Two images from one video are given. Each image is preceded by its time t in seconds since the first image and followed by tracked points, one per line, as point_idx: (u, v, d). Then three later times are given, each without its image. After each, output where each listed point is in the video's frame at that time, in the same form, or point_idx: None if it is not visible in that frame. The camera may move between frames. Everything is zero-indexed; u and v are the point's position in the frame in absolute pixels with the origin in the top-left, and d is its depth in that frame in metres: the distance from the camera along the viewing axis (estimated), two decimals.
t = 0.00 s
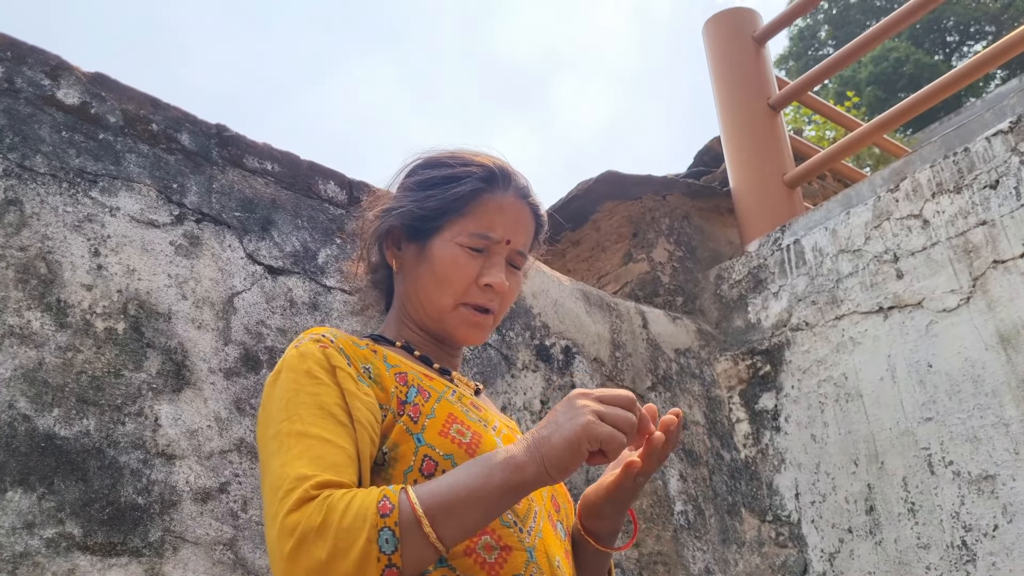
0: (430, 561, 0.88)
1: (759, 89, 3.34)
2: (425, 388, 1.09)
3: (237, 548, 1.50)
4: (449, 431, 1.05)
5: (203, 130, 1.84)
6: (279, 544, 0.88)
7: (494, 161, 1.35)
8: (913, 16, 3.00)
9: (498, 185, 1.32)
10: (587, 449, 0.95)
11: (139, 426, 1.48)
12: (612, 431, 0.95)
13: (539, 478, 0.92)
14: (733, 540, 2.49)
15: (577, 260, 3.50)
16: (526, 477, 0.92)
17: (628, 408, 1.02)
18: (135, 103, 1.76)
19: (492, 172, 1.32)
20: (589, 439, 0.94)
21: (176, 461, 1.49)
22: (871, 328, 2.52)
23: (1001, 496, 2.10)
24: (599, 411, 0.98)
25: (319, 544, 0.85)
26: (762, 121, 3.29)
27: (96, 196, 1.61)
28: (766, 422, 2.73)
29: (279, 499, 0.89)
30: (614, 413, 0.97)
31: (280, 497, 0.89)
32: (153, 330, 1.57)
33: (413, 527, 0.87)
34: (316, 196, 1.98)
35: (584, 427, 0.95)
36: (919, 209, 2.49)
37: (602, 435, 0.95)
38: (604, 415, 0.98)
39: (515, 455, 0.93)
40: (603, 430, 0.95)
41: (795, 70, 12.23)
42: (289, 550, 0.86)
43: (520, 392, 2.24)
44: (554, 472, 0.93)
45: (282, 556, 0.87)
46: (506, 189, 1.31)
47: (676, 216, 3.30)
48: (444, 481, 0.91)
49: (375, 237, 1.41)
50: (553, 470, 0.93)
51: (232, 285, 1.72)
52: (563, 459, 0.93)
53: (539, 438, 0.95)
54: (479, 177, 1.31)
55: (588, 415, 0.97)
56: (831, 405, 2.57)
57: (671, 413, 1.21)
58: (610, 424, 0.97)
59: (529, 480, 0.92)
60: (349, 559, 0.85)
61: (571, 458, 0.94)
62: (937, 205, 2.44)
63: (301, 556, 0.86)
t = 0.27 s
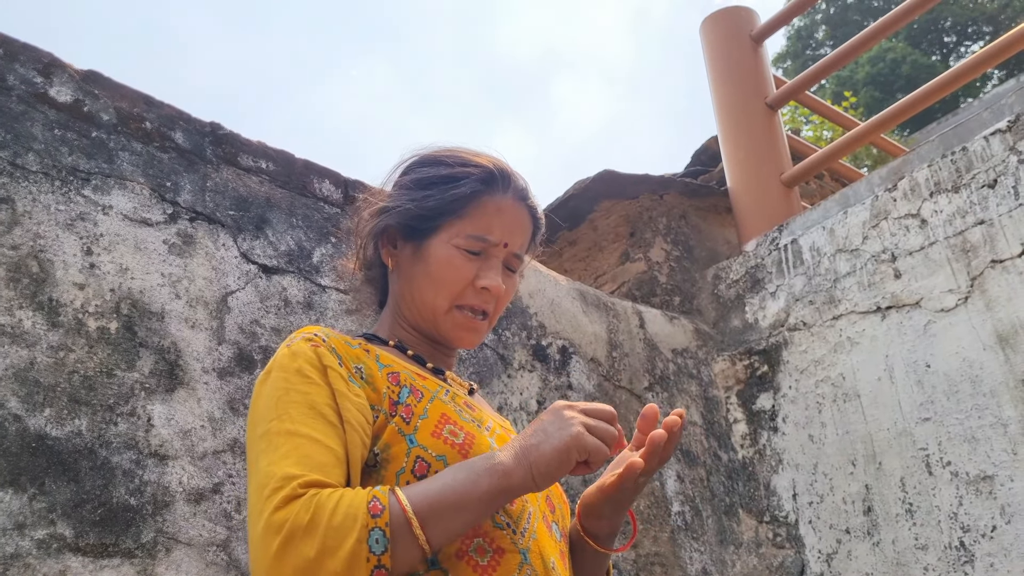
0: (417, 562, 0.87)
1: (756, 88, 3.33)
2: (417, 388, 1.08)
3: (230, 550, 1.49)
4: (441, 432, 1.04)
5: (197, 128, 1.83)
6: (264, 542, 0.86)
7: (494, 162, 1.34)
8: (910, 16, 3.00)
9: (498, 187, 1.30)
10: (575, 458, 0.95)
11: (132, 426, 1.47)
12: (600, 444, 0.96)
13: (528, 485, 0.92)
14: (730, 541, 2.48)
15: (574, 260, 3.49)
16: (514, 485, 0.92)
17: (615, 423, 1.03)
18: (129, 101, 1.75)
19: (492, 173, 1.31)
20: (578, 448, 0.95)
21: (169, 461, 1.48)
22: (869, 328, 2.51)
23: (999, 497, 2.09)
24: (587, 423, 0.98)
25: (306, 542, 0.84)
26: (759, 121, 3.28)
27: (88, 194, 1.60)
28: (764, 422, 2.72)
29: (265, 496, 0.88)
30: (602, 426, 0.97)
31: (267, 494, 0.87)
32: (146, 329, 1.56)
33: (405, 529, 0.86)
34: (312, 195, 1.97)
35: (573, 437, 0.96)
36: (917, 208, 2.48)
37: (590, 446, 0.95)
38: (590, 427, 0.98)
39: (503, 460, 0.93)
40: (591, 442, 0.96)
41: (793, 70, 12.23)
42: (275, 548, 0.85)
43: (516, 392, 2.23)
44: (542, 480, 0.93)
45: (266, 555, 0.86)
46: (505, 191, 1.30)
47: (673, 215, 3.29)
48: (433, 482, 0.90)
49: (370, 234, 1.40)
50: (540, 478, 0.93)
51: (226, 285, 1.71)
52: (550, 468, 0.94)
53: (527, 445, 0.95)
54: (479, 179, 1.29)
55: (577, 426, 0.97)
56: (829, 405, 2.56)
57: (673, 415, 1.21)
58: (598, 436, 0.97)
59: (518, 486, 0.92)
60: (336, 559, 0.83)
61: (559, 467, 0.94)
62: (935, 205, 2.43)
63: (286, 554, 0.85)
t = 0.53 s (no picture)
0: (414, 566, 0.87)
1: (754, 85, 3.32)
2: (414, 386, 1.08)
3: (227, 548, 1.48)
4: (438, 431, 1.03)
5: (192, 125, 1.82)
6: (259, 544, 0.85)
7: (495, 162, 1.33)
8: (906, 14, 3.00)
9: (498, 188, 1.30)
10: (575, 461, 0.93)
11: (127, 424, 1.46)
12: (600, 446, 0.93)
13: (528, 491, 0.91)
14: (728, 539, 2.48)
15: (571, 257, 3.49)
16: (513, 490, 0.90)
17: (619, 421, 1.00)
18: (123, 97, 1.74)
19: (493, 174, 1.30)
20: (577, 451, 0.93)
21: (164, 459, 1.47)
22: (867, 325, 2.51)
23: (998, 494, 2.09)
24: (588, 423, 0.95)
25: (303, 545, 0.83)
26: (757, 119, 3.27)
27: (83, 191, 1.59)
28: (762, 420, 2.72)
29: (262, 497, 0.87)
30: (603, 427, 0.94)
31: (264, 496, 0.87)
32: (141, 327, 1.55)
33: (403, 534, 0.86)
34: (308, 192, 1.96)
35: (571, 440, 0.93)
36: (915, 205, 2.47)
37: (589, 447, 0.93)
38: (591, 428, 0.95)
39: (502, 464, 0.92)
40: (591, 444, 0.93)
41: (790, 69, 12.23)
42: (272, 550, 0.84)
43: (514, 390, 2.22)
44: (542, 485, 0.92)
45: (262, 557, 0.85)
46: (506, 192, 1.29)
47: (671, 213, 3.29)
48: (432, 486, 0.90)
49: (368, 231, 1.39)
50: (540, 482, 0.91)
51: (222, 282, 1.70)
52: (549, 472, 0.92)
53: (526, 449, 0.94)
54: (479, 179, 1.29)
55: (577, 427, 0.95)
56: (827, 403, 2.55)
57: (666, 407, 1.20)
58: (598, 437, 0.95)
59: (517, 492, 0.90)
60: (333, 563, 0.83)
61: (559, 470, 0.92)
62: (933, 202, 2.43)
63: (283, 557, 0.84)
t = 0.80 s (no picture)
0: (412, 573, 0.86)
1: (751, 83, 3.32)
2: (417, 388, 1.07)
3: (228, 551, 1.48)
4: (442, 433, 1.03)
5: (190, 127, 1.82)
6: (259, 556, 0.85)
7: (486, 154, 1.33)
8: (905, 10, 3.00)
9: (491, 179, 1.29)
10: (568, 455, 0.92)
11: (127, 427, 1.45)
12: (592, 436, 0.92)
13: (522, 488, 0.90)
14: (729, 538, 2.48)
15: (570, 257, 3.49)
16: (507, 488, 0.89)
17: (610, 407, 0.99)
18: (120, 99, 1.73)
19: (485, 165, 1.30)
20: (569, 445, 0.92)
21: (165, 462, 1.47)
22: (867, 323, 2.51)
23: (999, 491, 2.09)
24: (580, 414, 0.94)
25: (299, 558, 0.83)
26: (755, 117, 3.27)
27: (81, 194, 1.59)
28: (762, 418, 2.71)
29: (260, 507, 0.87)
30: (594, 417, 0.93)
31: (262, 506, 0.87)
32: (140, 329, 1.55)
33: (396, 540, 0.85)
34: (306, 193, 1.96)
35: (562, 433, 0.92)
36: (914, 202, 2.47)
37: (581, 440, 0.92)
38: (581, 417, 0.94)
39: (496, 463, 0.91)
40: (582, 435, 0.92)
41: (785, 66, 12.23)
42: (270, 562, 0.84)
43: (514, 390, 2.21)
44: (536, 481, 0.91)
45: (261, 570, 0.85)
46: (498, 183, 1.29)
47: (669, 212, 3.29)
48: (426, 490, 0.89)
49: (365, 235, 1.39)
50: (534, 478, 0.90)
51: (221, 284, 1.70)
52: (542, 467, 0.91)
53: (519, 445, 0.93)
54: (471, 171, 1.28)
55: (568, 419, 0.93)
56: (827, 401, 2.55)
57: (671, 413, 1.19)
58: (589, 427, 0.93)
59: (511, 489, 0.90)
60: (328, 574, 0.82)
61: (553, 464, 0.91)
62: (932, 198, 2.43)
63: (280, 569, 0.84)
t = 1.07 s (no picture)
0: None
1: (751, 81, 3.32)
2: (436, 390, 1.07)
3: (236, 554, 1.48)
4: (461, 435, 1.03)
5: (193, 130, 1.81)
6: (277, 558, 0.86)
7: (442, 138, 1.36)
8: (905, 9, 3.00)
9: (449, 157, 1.32)
10: (603, 507, 0.90)
11: (135, 431, 1.45)
12: (630, 494, 0.90)
13: (551, 531, 0.89)
14: (734, 536, 2.48)
15: (571, 256, 3.49)
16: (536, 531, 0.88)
17: (651, 465, 0.97)
18: (124, 103, 1.73)
19: (441, 146, 1.33)
20: (607, 500, 0.90)
21: (172, 466, 1.46)
22: (869, 320, 2.51)
23: (1004, 487, 2.10)
24: (620, 469, 0.93)
25: (319, 568, 0.83)
26: (755, 115, 3.27)
27: (86, 198, 1.58)
28: (766, 416, 2.72)
29: (279, 510, 0.87)
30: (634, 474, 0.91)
31: (282, 509, 0.87)
32: (146, 333, 1.55)
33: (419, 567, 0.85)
34: (310, 195, 1.96)
35: (600, 486, 0.90)
36: (915, 199, 2.48)
37: (618, 497, 0.90)
38: (620, 472, 0.92)
39: (529, 501, 0.90)
40: (621, 493, 0.90)
41: (781, 64, 12.24)
42: (287, 567, 0.84)
43: (518, 390, 2.22)
44: (567, 528, 0.89)
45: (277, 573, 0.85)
46: (457, 157, 1.31)
47: (670, 211, 3.29)
48: (454, 516, 0.88)
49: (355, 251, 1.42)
50: (565, 526, 0.89)
51: (226, 287, 1.70)
52: (576, 518, 0.89)
53: (554, 487, 0.91)
54: (427, 153, 1.31)
55: (607, 472, 0.92)
56: (831, 398, 2.56)
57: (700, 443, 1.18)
58: (629, 485, 0.92)
59: (540, 532, 0.89)
60: None
61: (586, 514, 0.90)
62: (933, 196, 2.43)
63: None
